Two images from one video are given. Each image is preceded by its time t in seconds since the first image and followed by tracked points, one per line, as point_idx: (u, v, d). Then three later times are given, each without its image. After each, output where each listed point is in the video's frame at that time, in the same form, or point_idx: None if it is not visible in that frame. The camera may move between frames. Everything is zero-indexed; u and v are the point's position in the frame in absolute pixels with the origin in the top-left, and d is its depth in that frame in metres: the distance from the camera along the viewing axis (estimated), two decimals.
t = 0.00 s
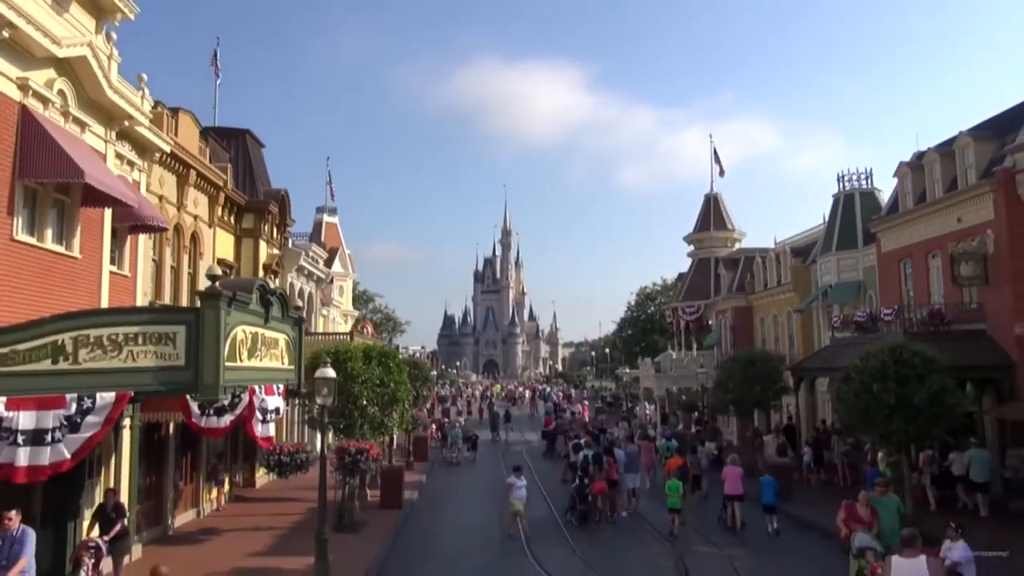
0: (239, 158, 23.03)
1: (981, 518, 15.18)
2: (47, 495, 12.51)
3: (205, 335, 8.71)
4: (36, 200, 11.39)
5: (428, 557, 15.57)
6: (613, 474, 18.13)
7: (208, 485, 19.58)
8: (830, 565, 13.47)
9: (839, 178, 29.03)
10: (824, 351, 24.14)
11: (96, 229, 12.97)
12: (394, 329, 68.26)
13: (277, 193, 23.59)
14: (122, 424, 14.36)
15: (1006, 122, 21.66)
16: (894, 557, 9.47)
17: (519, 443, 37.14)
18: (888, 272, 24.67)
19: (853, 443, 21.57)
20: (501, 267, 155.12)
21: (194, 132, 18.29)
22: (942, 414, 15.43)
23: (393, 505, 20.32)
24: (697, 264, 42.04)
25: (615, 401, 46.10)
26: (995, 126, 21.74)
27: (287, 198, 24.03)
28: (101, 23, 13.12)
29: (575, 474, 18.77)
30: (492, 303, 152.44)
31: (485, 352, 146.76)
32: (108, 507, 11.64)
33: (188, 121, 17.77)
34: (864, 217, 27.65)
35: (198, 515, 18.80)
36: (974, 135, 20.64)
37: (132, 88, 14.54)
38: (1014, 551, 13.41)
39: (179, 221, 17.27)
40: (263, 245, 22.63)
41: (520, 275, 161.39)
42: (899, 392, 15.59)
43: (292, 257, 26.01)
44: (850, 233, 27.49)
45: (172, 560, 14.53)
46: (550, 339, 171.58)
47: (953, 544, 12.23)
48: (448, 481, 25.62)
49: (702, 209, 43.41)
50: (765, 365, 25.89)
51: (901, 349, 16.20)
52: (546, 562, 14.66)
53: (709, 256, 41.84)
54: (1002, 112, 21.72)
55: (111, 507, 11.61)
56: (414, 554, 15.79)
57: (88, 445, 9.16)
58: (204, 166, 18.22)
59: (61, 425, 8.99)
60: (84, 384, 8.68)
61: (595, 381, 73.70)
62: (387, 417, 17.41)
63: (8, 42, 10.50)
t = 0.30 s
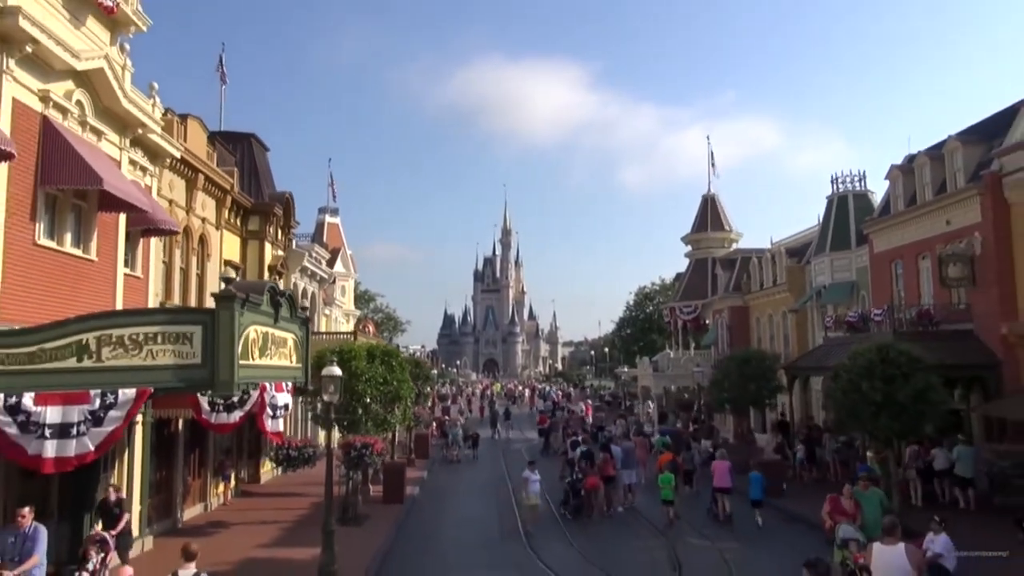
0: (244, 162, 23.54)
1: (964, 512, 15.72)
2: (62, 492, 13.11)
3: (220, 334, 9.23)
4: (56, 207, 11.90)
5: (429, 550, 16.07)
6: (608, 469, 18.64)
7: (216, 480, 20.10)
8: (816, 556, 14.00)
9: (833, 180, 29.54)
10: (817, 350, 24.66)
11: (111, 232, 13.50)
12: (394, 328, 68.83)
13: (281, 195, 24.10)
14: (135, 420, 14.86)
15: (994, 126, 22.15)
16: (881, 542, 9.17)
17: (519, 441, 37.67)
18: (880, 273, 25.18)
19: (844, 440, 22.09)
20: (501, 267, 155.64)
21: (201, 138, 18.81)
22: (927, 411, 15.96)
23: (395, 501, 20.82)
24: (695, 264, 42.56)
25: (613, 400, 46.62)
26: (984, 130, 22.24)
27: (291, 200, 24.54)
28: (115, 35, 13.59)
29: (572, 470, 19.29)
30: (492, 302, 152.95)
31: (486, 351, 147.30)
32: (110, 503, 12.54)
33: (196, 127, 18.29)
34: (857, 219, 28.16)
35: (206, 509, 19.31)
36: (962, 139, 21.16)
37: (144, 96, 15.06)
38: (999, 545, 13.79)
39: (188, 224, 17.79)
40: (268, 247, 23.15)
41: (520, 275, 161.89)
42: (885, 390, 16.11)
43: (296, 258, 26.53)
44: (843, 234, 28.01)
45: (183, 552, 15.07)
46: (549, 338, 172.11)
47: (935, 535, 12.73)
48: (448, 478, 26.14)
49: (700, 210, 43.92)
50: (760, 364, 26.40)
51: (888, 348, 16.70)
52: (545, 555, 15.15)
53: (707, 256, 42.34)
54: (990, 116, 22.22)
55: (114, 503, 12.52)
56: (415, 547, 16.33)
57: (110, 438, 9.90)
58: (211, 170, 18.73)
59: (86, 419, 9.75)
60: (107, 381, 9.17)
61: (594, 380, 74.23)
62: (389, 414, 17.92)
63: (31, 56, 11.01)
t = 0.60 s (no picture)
0: (248, 166, 24.05)
1: (948, 504, 16.25)
2: (78, 486, 13.64)
3: (233, 336, 9.73)
4: (72, 213, 12.40)
5: (432, 543, 16.57)
6: (605, 464, 19.17)
7: (223, 477, 20.65)
8: (804, 545, 14.53)
9: (825, 181, 30.08)
10: (809, 348, 25.20)
11: (123, 237, 14.01)
12: (395, 328, 69.35)
13: (285, 198, 24.62)
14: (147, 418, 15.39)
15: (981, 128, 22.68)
16: (862, 528, 9.36)
17: (518, 438, 38.19)
18: (871, 271, 25.71)
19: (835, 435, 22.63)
20: (501, 266, 156.08)
21: (208, 143, 19.32)
22: (912, 407, 16.50)
23: (397, 496, 21.35)
24: (691, 264, 43.08)
25: (611, 397, 47.16)
26: (971, 132, 22.76)
27: (295, 203, 25.06)
28: (127, 47, 14.09)
29: (570, 465, 19.82)
30: (491, 301, 153.47)
31: (485, 350, 147.85)
32: (117, 501, 12.54)
33: (203, 133, 18.80)
34: (849, 219, 28.69)
35: (213, 505, 19.84)
36: (950, 141, 21.69)
37: (153, 104, 15.55)
38: (979, 534, 14.34)
39: (195, 228, 18.30)
40: (272, 249, 23.66)
41: (519, 274, 162.43)
42: (872, 386, 16.64)
43: (299, 259, 27.06)
44: (836, 234, 28.54)
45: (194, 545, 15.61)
46: (549, 337, 172.73)
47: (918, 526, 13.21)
48: (449, 475, 26.65)
49: (696, 210, 44.46)
50: (754, 361, 26.94)
51: (875, 345, 17.23)
52: (544, 547, 15.64)
53: (703, 255, 42.88)
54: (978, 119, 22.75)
55: (120, 501, 12.51)
56: (420, 541, 16.71)
57: (130, 433, 10.76)
58: (217, 175, 19.24)
59: (108, 416, 10.57)
60: (126, 380, 9.65)
61: (593, 378, 74.79)
62: (392, 412, 18.44)
63: (50, 70, 11.53)
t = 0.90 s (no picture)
0: (251, 169, 24.56)
1: (930, 497, 16.83)
2: (91, 481, 14.17)
3: (242, 336, 10.22)
4: (86, 218, 12.90)
5: (431, 538, 17.08)
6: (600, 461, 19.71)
7: (227, 473, 21.18)
8: (790, 537, 15.07)
9: (817, 183, 30.64)
10: (800, 347, 25.76)
11: (133, 241, 14.53)
12: (393, 327, 69.87)
13: (287, 200, 25.13)
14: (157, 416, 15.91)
15: (967, 132, 23.24)
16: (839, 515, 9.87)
17: (516, 436, 38.74)
18: (860, 272, 26.26)
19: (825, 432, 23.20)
20: (498, 265, 156.55)
21: (213, 148, 19.82)
22: (895, 403, 17.06)
23: (397, 492, 21.89)
24: (686, 264, 43.64)
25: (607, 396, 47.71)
26: (957, 136, 23.32)
27: (296, 205, 25.57)
28: (138, 57, 14.61)
29: (565, 460, 20.35)
30: (489, 300, 154.00)
31: (483, 349, 148.38)
32: (125, 499, 13.04)
33: (208, 138, 19.30)
34: (840, 220, 29.25)
35: (218, 500, 20.37)
36: (936, 145, 22.26)
37: (161, 111, 16.05)
38: (958, 526, 14.89)
39: (201, 230, 18.80)
40: (274, 250, 24.17)
41: (517, 273, 162.97)
42: (857, 384, 17.20)
43: (300, 260, 27.56)
44: (827, 235, 29.10)
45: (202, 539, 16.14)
46: (547, 336, 173.35)
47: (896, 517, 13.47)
48: (448, 472, 27.18)
49: (691, 211, 45.03)
50: (746, 360, 27.49)
51: (861, 344, 17.78)
52: (541, 540, 16.17)
53: (698, 255, 43.44)
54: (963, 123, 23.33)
55: (127, 498, 13.02)
56: (421, 537, 17.12)
57: (146, 428, 11.31)
58: (222, 179, 19.75)
59: (126, 411, 11.12)
60: (142, 378, 10.17)
61: (590, 377, 75.34)
62: (393, 410, 18.97)
63: (66, 81, 12.04)
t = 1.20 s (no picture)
0: (251, 170, 25.02)
1: (910, 491, 17.41)
2: (99, 474, 14.66)
3: (248, 334, 10.74)
4: (96, 221, 13.38)
5: (427, 531, 17.59)
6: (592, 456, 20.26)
7: (228, 468, 21.66)
8: (775, 529, 15.62)
9: (807, 185, 31.21)
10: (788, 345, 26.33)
11: (140, 242, 15.03)
12: (389, 326, 70.31)
13: (286, 201, 25.59)
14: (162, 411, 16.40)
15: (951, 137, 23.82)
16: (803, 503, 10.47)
17: (510, 434, 39.26)
18: (847, 272, 26.84)
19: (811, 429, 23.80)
20: (494, 264, 157.02)
21: (215, 151, 20.29)
22: (877, 401, 17.62)
23: (394, 487, 22.39)
24: (679, 264, 44.22)
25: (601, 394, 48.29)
26: (942, 140, 23.91)
27: (295, 206, 26.04)
28: (144, 63, 15.07)
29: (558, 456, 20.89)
30: (485, 299, 154.54)
31: (478, 348, 148.93)
32: (127, 493, 13.28)
33: (210, 141, 19.78)
34: (828, 222, 29.84)
35: (219, 495, 20.85)
36: (920, 150, 22.86)
37: (166, 116, 16.52)
38: (936, 517, 15.47)
39: (203, 231, 19.26)
40: (274, 250, 24.64)
41: (512, 272, 163.52)
42: (840, 381, 17.77)
43: (298, 260, 28.02)
44: (816, 236, 29.68)
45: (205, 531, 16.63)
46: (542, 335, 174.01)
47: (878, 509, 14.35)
48: (444, 468, 27.69)
49: (684, 211, 45.62)
50: (737, 359, 28.05)
51: (844, 343, 18.35)
52: (534, 533, 16.71)
53: (691, 255, 44.03)
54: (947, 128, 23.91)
55: (129, 492, 13.24)
56: (417, 531, 17.55)
57: (158, 422, 11.80)
58: (223, 181, 20.23)
59: (138, 406, 11.59)
60: (153, 374, 10.68)
61: (585, 375, 75.94)
62: (390, 406, 19.49)
63: (78, 90, 12.52)
